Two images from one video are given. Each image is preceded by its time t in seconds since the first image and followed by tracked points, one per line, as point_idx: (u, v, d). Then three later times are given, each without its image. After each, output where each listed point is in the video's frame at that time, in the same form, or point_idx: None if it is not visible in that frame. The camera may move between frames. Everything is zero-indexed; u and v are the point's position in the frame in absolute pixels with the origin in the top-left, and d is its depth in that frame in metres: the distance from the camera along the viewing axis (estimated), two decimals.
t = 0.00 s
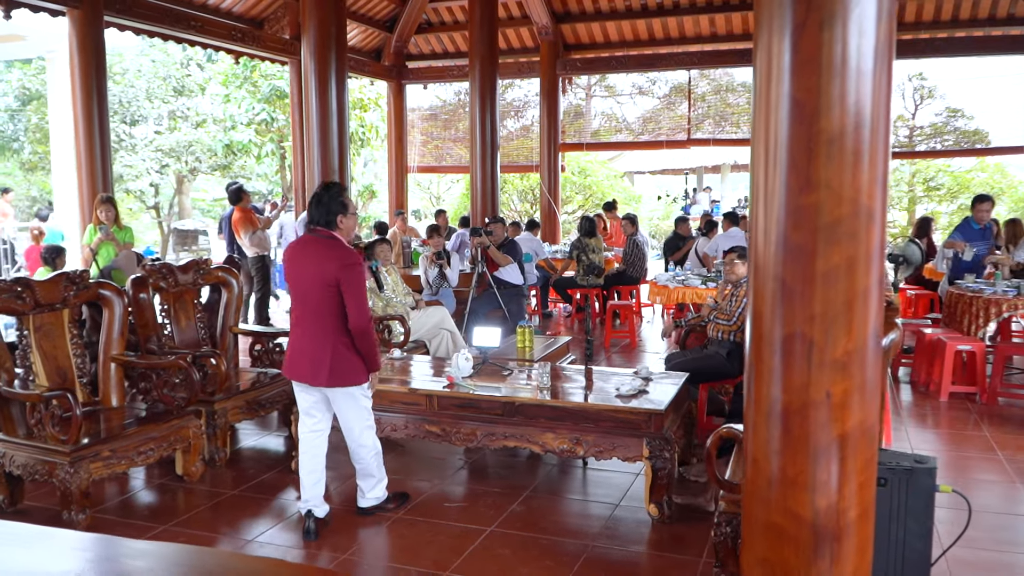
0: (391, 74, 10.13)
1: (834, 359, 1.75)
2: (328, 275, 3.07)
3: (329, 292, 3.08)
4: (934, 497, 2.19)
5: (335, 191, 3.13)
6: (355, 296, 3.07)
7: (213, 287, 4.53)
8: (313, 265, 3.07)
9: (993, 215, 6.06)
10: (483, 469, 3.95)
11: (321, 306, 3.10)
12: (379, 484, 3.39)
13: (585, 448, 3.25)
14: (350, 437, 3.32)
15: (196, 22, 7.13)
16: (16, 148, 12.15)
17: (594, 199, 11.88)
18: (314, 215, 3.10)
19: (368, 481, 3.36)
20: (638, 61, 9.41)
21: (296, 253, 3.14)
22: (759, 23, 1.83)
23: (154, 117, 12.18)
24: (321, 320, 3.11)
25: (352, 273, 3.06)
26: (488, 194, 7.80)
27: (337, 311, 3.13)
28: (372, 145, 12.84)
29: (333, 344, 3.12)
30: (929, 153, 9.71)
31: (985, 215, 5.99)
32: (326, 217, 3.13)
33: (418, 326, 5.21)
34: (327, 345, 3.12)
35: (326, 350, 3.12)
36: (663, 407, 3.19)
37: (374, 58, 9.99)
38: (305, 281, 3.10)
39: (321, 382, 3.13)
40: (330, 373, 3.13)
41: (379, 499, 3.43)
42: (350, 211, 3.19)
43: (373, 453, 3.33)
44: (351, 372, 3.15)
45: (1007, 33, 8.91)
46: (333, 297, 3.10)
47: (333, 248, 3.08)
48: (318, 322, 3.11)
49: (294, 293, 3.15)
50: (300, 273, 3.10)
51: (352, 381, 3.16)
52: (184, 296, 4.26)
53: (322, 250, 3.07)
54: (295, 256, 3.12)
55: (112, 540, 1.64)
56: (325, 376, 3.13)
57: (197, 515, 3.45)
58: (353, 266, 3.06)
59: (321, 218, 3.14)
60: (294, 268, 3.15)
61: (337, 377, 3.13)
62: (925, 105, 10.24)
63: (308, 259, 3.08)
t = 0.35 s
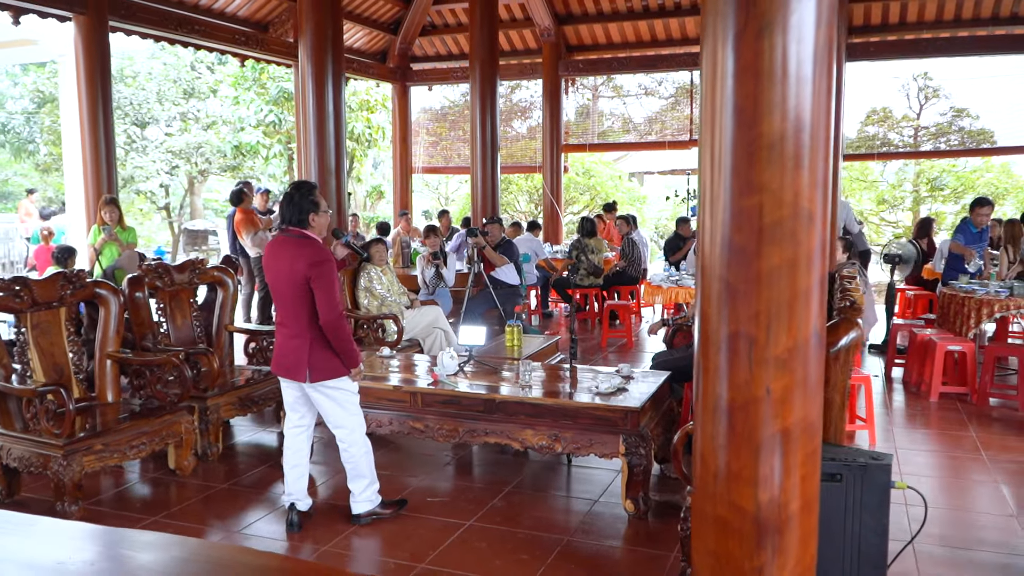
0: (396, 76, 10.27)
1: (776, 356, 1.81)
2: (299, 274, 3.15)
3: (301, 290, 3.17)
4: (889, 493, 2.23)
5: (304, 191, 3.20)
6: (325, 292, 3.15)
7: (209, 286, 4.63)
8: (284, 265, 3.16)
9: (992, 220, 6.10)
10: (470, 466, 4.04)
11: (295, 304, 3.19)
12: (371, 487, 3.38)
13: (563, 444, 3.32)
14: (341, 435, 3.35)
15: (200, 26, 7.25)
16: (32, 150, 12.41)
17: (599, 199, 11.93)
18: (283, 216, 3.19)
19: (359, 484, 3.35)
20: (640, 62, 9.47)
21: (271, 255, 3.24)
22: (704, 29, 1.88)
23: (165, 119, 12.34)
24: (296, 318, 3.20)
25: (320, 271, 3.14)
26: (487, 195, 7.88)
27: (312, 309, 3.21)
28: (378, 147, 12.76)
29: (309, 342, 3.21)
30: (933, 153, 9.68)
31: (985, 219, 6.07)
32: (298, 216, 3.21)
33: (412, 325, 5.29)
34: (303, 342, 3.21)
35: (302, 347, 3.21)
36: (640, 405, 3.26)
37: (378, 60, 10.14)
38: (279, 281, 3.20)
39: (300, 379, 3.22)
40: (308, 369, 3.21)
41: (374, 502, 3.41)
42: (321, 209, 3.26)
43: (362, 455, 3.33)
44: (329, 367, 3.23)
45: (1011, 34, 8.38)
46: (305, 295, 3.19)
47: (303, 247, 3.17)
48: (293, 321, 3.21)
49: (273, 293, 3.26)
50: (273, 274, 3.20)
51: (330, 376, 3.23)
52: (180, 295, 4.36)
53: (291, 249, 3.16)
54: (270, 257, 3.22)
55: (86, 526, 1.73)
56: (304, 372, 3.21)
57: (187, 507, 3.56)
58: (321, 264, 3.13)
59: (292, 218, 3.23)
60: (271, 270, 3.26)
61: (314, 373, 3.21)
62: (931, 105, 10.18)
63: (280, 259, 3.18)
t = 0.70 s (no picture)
0: (406, 77, 10.39)
1: (731, 353, 1.84)
2: (314, 272, 3.21)
3: (315, 288, 3.24)
4: (855, 490, 2.25)
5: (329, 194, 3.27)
6: (341, 291, 3.22)
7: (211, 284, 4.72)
8: (300, 262, 3.23)
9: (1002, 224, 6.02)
10: (462, 462, 4.10)
11: (308, 300, 3.26)
12: (370, 483, 3.43)
13: (548, 440, 3.37)
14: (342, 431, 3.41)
15: (210, 29, 7.36)
16: (54, 150, 12.69)
17: (609, 199, 11.95)
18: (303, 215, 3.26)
19: (359, 479, 3.40)
20: (648, 62, 9.52)
21: (286, 251, 3.31)
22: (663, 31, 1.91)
23: (181, 120, 12.49)
24: (308, 314, 3.26)
25: (336, 269, 3.21)
26: (493, 195, 7.94)
27: (325, 306, 3.27)
28: (392, 146, 12.95)
29: (320, 338, 3.27)
30: (945, 153, 9.60)
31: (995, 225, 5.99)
32: (321, 218, 3.28)
33: (412, 323, 5.36)
34: (313, 338, 3.27)
35: (312, 343, 3.27)
36: (624, 401, 3.30)
37: (390, 61, 10.25)
38: (293, 277, 3.26)
39: (308, 374, 3.28)
40: (316, 364, 3.27)
41: (372, 498, 3.47)
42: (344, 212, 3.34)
43: (363, 452, 3.39)
44: (337, 364, 3.29)
45: None
46: (319, 292, 3.25)
47: (319, 246, 3.23)
48: (305, 316, 3.27)
49: (285, 289, 3.32)
50: (287, 270, 3.26)
51: (337, 373, 3.30)
52: (181, 292, 4.45)
53: (309, 247, 3.23)
54: (286, 254, 3.28)
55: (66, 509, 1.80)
56: (312, 367, 3.27)
57: (183, 498, 3.64)
58: (337, 263, 3.20)
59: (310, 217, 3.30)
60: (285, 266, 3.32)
61: (322, 368, 3.27)
62: (943, 105, 10.08)
63: (296, 256, 3.24)
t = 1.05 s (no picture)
0: (421, 77, 10.48)
1: (692, 349, 1.87)
2: (352, 270, 3.40)
3: (350, 284, 3.42)
4: (826, 487, 2.26)
5: (363, 197, 3.45)
6: (375, 291, 3.41)
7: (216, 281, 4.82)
8: (338, 261, 3.40)
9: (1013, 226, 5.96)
10: (458, 459, 4.15)
11: (340, 297, 3.44)
12: (365, 478, 3.53)
13: (537, 437, 3.41)
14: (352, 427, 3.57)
15: (223, 31, 7.48)
16: (78, 151, 12.93)
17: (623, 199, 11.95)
18: (343, 216, 3.42)
19: (355, 473, 3.51)
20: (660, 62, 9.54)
21: (319, 248, 3.46)
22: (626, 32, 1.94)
23: (201, 121, 12.67)
24: (339, 310, 3.44)
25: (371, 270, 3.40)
26: (502, 195, 7.98)
27: (355, 302, 3.46)
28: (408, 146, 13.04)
29: (349, 333, 3.46)
30: (963, 153, 9.49)
31: (1005, 227, 5.94)
32: (356, 219, 3.47)
33: (415, 322, 5.42)
34: (341, 333, 3.45)
35: (339, 338, 3.45)
36: (612, 399, 3.33)
37: (404, 62, 10.32)
38: (328, 274, 3.42)
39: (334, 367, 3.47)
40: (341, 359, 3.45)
41: (365, 493, 3.55)
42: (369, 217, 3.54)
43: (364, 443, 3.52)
44: (360, 359, 3.49)
45: None
46: (352, 290, 3.44)
47: (356, 246, 3.42)
48: (338, 310, 3.44)
49: (315, 284, 3.48)
50: (322, 267, 3.42)
51: (360, 367, 3.50)
52: (186, 290, 4.54)
53: (347, 247, 3.40)
54: (322, 249, 3.43)
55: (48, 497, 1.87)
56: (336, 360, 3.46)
57: (180, 491, 3.72)
58: (376, 264, 3.41)
59: (346, 218, 3.48)
60: (316, 262, 3.48)
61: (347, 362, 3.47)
62: (962, 105, 9.82)
63: (334, 255, 3.41)
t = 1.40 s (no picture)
0: (438, 78, 10.56)
1: (661, 349, 1.88)
2: (365, 268, 3.50)
3: (363, 282, 3.52)
4: (804, 489, 2.26)
5: (371, 199, 3.57)
6: (387, 289, 3.53)
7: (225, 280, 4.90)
8: (351, 261, 3.50)
9: None
10: (458, 457, 4.19)
11: (353, 296, 3.53)
12: (361, 475, 3.60)
13: (532, 436, 3.43)
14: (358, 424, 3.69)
15: (240, 34, 7.60)
16: (105, 152, 13.17)
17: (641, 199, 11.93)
18: (355, 218, 3.53)
19: (352, 469, 3.59)
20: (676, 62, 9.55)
21: (331, 249, 3.55)
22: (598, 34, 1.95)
23: (223, 122, 12.85)
24: (353, 309, 3.53)
25: (384, 269, 3.52)
26: (516, 195, 8.01)
27: (367, 300, 3.56)
28: (428, 147, 13.11)
29: (362, 330, 3.54)
30: (987, 153, 9.33)
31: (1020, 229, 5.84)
32: (365, 221, 3.58)
33: (423, 321, 5.47)
34: (354, 331, 3.54)
35: (353, 336, 3.54)
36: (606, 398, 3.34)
37: (422, 62, 10.40)
38: (342, 274, 3.52)
39: (347, 363, 3.54)
40: (354, 356, 3.54)
41: (360, 489, 3.63)
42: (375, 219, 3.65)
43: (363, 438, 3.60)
44: (372, 357, 3.57)
45: None
46: (364, 289, 3.54)
47: (367, 246, 3.53)
48: (351, 307, 3.53)
49: (327, 284, 3.57)
50: (335, 268, 3.52)
51: (371, 365, 3.58)
52: (195, 288, 4.61)
53: (360, 247, 3.51)
54: (334, 249, 3.53)
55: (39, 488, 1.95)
56: (350, 358, 3.54)
57: (182, 486, 3.79)
58: (388, 262, 3.52)
59: (355, 220, 3.59)
60: (328, 263, 3.57)
61: (360, 360, 3.55)
62: (985, 104, 9.50)
63: (347, 255, 3.51)
